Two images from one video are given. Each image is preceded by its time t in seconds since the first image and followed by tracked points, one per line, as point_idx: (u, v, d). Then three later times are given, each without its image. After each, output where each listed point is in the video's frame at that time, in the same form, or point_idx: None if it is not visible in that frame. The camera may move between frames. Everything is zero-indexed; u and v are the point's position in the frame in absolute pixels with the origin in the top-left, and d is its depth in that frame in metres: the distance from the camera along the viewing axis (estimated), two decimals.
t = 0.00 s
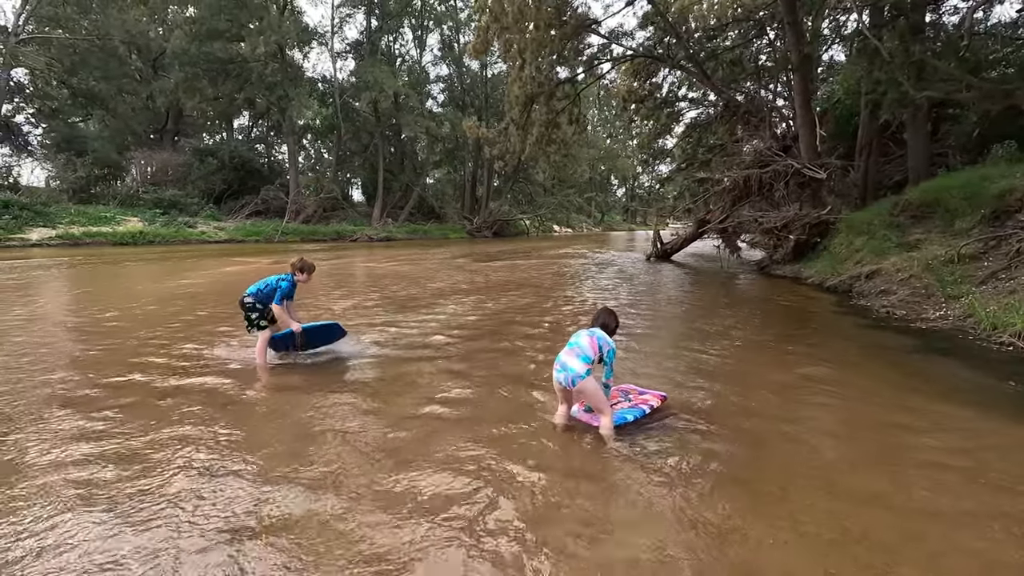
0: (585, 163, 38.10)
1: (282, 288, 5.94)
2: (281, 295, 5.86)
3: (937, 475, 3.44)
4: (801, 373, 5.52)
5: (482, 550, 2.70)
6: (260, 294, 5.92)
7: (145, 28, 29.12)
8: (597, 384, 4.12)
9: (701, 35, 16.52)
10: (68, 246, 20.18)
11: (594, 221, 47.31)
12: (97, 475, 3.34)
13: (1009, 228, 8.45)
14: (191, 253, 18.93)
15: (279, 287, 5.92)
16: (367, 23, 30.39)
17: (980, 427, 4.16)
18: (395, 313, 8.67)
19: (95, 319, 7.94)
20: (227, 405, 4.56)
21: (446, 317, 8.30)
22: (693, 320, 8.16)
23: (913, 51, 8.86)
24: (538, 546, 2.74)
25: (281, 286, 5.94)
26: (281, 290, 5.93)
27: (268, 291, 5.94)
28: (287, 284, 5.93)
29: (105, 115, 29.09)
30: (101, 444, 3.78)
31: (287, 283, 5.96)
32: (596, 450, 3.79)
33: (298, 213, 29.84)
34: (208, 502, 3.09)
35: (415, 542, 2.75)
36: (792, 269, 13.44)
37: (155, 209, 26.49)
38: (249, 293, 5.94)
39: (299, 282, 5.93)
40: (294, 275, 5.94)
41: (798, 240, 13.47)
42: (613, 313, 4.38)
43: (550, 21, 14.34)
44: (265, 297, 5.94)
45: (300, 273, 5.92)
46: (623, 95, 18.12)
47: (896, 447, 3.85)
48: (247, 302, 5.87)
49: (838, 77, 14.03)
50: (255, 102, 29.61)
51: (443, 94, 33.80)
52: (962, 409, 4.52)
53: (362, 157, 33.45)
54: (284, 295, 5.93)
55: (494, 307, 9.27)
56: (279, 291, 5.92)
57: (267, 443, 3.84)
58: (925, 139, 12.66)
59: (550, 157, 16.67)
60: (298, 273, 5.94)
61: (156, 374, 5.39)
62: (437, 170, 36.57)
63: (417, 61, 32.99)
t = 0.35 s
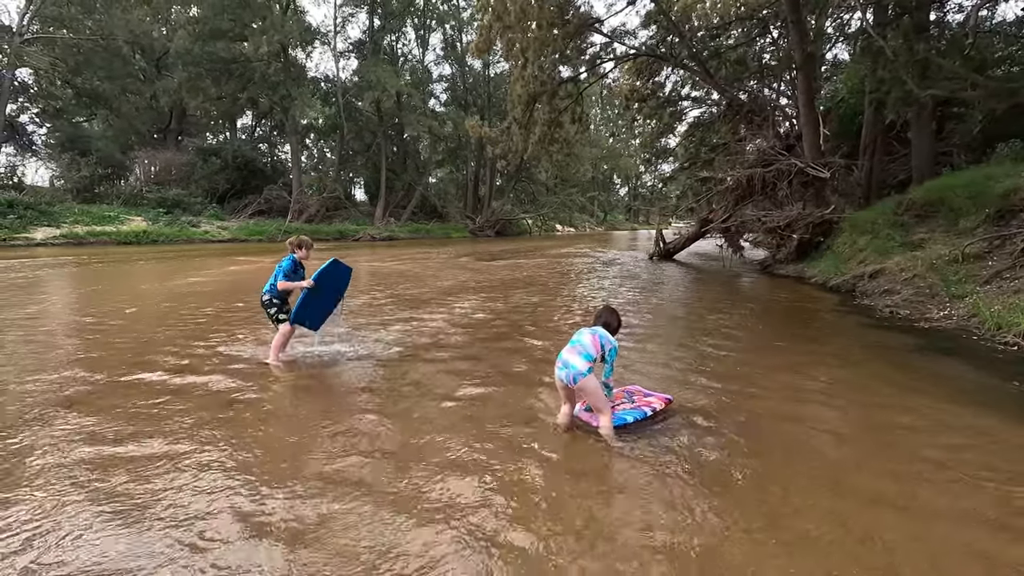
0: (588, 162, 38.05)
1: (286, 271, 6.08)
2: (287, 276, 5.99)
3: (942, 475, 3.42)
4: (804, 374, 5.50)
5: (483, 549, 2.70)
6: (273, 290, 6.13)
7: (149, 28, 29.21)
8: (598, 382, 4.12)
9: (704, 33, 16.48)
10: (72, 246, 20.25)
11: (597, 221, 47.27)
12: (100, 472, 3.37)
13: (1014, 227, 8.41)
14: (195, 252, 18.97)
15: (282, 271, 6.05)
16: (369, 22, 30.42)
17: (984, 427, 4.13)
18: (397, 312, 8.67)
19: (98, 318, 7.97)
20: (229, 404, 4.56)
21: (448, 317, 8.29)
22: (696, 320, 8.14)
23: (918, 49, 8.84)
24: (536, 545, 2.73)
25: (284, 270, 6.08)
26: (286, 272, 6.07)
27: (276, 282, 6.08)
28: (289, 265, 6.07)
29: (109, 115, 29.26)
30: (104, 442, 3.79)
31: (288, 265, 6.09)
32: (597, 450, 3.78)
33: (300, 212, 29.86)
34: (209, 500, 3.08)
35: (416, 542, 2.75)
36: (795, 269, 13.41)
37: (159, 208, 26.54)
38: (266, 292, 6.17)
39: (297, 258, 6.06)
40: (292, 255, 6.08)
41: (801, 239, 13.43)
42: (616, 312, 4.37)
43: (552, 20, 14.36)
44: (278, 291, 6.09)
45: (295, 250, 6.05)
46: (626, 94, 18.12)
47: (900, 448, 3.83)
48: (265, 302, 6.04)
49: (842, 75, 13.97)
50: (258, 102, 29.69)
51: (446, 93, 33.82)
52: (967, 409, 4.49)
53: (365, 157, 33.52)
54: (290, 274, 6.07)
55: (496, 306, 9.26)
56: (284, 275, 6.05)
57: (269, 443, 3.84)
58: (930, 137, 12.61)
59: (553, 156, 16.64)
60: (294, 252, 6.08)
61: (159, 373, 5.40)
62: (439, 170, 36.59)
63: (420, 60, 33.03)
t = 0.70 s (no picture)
0: (590, 161, 38.05)
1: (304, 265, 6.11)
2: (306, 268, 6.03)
3: (944, 471, 3.43)
4: (807, 371, 5.50)
5: (484, 545, 2.71)
6: (297, 287, 6.11)
7: (151, 27, 29.25)
8: (601, 377, 4.13)
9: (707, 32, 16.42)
10: (76, 244, 20.37)
11: (599, 219, 47.26)
12: (104, 468, 3.39)
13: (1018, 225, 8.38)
14: (198, 250, 19.04)
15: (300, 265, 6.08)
16: (371, 21, 30.40)
17: (988, 425, 4.12)
18: (400, 310, 8.69)
19: (103, 316, 8.01)
20: (233, 401, 4.57)
21: (451, 315, 8.30)
22: (698, 318, 8.15)
23: (921, 47, 8.82)
24: (538, 541, 2.74)
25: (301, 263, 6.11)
26: (304, 265, 6.10)
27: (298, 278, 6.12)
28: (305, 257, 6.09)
29: (113, 113, 29.44)
30: (107, 439, 3.82)
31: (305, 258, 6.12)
32: (600, 445, 3.80)
33: (303, 211, 29.89)
34: (214, 498, 3.09)
35: (421, 538, 2.76)
36: (797, 267, 13.40)
37: (162, 207, 26.58)
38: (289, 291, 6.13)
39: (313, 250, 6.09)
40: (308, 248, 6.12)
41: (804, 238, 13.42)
42: (620, 309, 4.37)
43: (554, 19, 14.33)
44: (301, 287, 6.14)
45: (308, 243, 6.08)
46: (628, 93, 18.15)
47: (903, 445, 3.83)
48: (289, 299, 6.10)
49: (845, 73, 13.94)
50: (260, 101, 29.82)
51: (448, 92, 33.82)
52: (971, 406, 4.48)
53: (367, 156, 33.60)
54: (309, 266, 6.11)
55: (498, 304, 9.27)
56: (302, 268, 6.08)
57: (273, 439, 3.85)
58: (933, 135, 12.58)
59: (554, 155, 16.66)
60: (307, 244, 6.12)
61: (164, 370, 5.43)
62: (441, 168, 36.62)
63: (422, 59, 33.03)
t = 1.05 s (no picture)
0: (589, 160, 38.06)
1: (333, 265, 6.06)
2: (340, 268, 6.03)
3: (942, 470, 3.43)
4: (806, 370, 5.50)
5: (480, 544, 2.71)
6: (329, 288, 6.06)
7: (151, 26, 29.22)
8: (600, 376, 4.13)
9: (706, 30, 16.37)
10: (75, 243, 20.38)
11: (598, 218, 47.29)
12: (101, 467, 3.40)
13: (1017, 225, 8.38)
14: (197, 249, 19.03)
15: (331, 266, 6.02)
16: (371, 20, 30.35)
17: (987, 424, 4.13)
18: (399, 309, 8.68)
19: (102, 315, 8.00)
20: (231, 400, 4.57)
21: (450, 314, 8.29)
22: (697, 317, 8.15)
23: (921, 47, 8.82)
24: (534, 540, 2.74)
25: (329, 263, 6.05)
26: (334, 265, 6.06)
27: (327, 279, 6.07)
28: (334, 257, 6.05)
29: (112, 112, 29.39)
30: (103, 438, 3.82)
31: (332, 258, 6.06)
32: (598, 444, 3.80)
33: (302, 210, 29.88)
34: (212, 499, 3.07)
35: (418, 538, 2.74)
36: (797, 266, 13.40)
37: (161, 206, 26.55)
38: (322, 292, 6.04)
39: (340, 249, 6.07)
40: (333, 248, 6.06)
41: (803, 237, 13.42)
42: (620, 308, 4.36)
43: (554, 18, 14.31)
44: (330, 287, 6.11)
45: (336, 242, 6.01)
46: (628, 91, 18.17)
47: (903, 444, 3.82)
48: (321, 301, 6.01)
49: (845, 73, 13.93)
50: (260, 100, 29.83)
51: (447, 91, 33.82)
52: (970, 405, 4.49)
53: (366, 155, 33.58)
54: (337, 266, 6.08)
55: (498, 303, 9.27)
56: (334, 268, 6.04)
57: (270, 438, 3.84)
58: (932, 134, 12.57)
59: (554, 154, 16.66)
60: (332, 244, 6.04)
61: (163, 369, 5.42)
62: (441, 167, 36.60)
63: (422, 58, 33.00)
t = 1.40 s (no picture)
0: (586, 160, 38.14)
1: (354, 264, 5.94)
2: (363, 269, 5.94)
3: (939, 469, 3.44)
4: (803, 369, 5.52)
5: (478, 545, 2.69)
6: (350, 288, 5.99)
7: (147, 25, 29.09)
8: (597, 375, 4.12)
9: (704, 30, 16.36)
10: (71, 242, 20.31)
11: (596, 218, 47.35)
12: (93, 468, 3.36)
13: (1012, 225, 8.42)
14: (195, 249, 18.99)
15: (353, 267, 5.91)
16: (368, 19, 30.34)
17: (983, 423, 4.14)
18: (396, 309, 8.68)
19: (97, 315, 7.96)
20: (228, 400, 4.56)
21: (447, 313, 8.29)
22: (694, 316, 8.16)
23: (917, 48, 8.85)
24: (532, 540, 2.74)
25: (350, 263, 5.94)
26: (356, 265, 5.95)
27: (349, 279, 5.98)
28: (356, 257, 5.93)
29: (108, 111, 29.34)
30: (97, 438, 3.79)
31: (354, 258, 5.94)
32: (595, 443, 3.81)
33: (299, 210, 29.83)
34: (212, 500, 3.05)
35: (417, 539, 2.73)
36: (794, 266, 13.44)
37: (157, 205, 26.45)
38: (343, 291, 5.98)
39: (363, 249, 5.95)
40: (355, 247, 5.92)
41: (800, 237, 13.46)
42: (618, 308, 4.35)
43: (552, 18, 14.30)
44: (352, 287, 6.02)
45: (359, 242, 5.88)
46: (625, 91, 18.24)
47: (899, 442, 3.84)
48: (343, 301, 5.97)
49: (842, 73, 13.96)
50: (257, 99, 29.82)
51: (445, 90, 33.84)
52: (965, 404, 4.50)
53: (363, 155, 33.56)
54: (359, 265, 5.98)
55: (495, 303, 9.26)
56: (356, 269, 5.94)
57: (266, 439, 3.82)
58: (928, 134, 12.61)
59: (551, 153, 16.69)
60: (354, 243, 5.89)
61: (158, 369, 5.39)
62: (438, 167, 36.60)
63: (419, 58, 33.01)
